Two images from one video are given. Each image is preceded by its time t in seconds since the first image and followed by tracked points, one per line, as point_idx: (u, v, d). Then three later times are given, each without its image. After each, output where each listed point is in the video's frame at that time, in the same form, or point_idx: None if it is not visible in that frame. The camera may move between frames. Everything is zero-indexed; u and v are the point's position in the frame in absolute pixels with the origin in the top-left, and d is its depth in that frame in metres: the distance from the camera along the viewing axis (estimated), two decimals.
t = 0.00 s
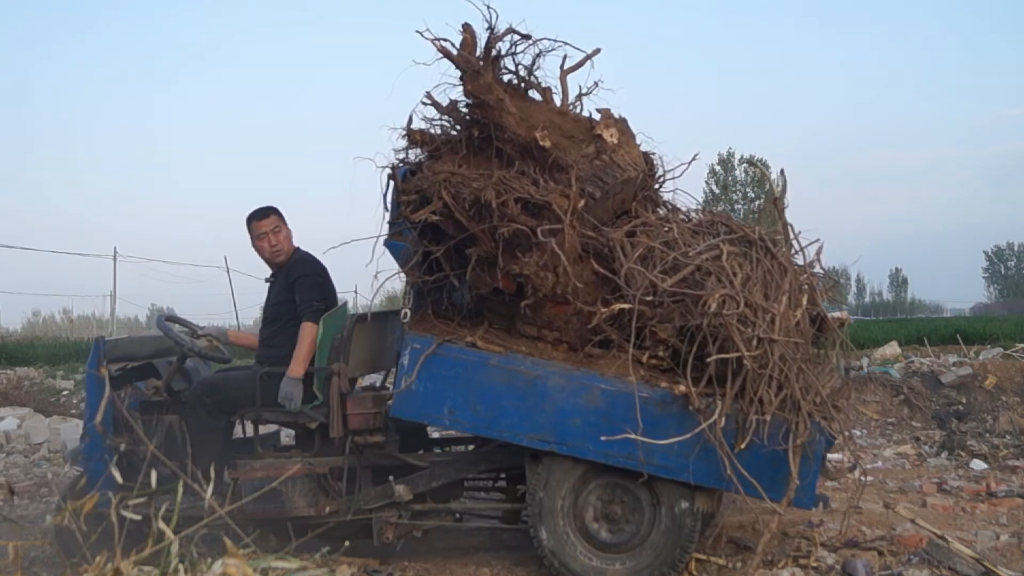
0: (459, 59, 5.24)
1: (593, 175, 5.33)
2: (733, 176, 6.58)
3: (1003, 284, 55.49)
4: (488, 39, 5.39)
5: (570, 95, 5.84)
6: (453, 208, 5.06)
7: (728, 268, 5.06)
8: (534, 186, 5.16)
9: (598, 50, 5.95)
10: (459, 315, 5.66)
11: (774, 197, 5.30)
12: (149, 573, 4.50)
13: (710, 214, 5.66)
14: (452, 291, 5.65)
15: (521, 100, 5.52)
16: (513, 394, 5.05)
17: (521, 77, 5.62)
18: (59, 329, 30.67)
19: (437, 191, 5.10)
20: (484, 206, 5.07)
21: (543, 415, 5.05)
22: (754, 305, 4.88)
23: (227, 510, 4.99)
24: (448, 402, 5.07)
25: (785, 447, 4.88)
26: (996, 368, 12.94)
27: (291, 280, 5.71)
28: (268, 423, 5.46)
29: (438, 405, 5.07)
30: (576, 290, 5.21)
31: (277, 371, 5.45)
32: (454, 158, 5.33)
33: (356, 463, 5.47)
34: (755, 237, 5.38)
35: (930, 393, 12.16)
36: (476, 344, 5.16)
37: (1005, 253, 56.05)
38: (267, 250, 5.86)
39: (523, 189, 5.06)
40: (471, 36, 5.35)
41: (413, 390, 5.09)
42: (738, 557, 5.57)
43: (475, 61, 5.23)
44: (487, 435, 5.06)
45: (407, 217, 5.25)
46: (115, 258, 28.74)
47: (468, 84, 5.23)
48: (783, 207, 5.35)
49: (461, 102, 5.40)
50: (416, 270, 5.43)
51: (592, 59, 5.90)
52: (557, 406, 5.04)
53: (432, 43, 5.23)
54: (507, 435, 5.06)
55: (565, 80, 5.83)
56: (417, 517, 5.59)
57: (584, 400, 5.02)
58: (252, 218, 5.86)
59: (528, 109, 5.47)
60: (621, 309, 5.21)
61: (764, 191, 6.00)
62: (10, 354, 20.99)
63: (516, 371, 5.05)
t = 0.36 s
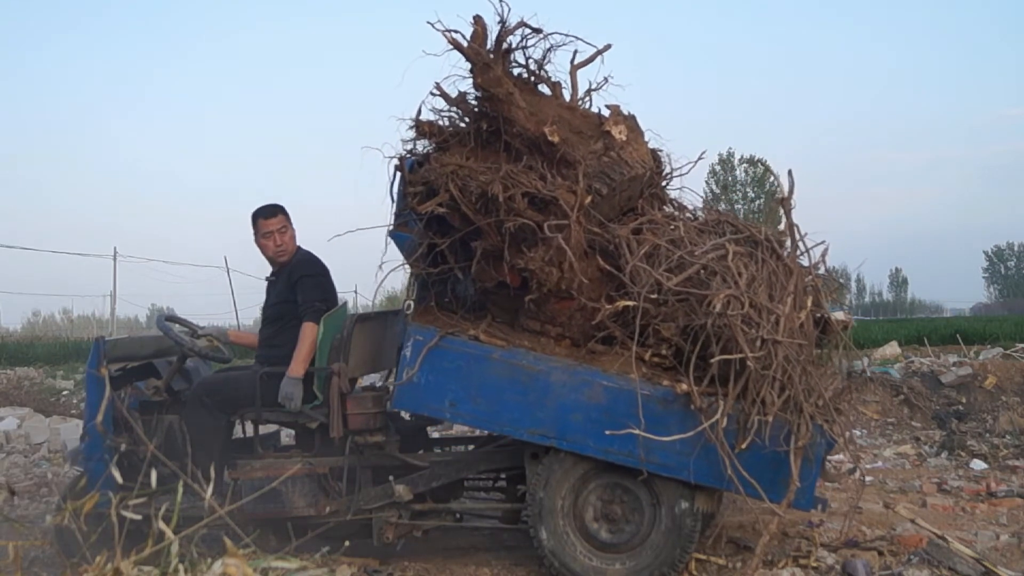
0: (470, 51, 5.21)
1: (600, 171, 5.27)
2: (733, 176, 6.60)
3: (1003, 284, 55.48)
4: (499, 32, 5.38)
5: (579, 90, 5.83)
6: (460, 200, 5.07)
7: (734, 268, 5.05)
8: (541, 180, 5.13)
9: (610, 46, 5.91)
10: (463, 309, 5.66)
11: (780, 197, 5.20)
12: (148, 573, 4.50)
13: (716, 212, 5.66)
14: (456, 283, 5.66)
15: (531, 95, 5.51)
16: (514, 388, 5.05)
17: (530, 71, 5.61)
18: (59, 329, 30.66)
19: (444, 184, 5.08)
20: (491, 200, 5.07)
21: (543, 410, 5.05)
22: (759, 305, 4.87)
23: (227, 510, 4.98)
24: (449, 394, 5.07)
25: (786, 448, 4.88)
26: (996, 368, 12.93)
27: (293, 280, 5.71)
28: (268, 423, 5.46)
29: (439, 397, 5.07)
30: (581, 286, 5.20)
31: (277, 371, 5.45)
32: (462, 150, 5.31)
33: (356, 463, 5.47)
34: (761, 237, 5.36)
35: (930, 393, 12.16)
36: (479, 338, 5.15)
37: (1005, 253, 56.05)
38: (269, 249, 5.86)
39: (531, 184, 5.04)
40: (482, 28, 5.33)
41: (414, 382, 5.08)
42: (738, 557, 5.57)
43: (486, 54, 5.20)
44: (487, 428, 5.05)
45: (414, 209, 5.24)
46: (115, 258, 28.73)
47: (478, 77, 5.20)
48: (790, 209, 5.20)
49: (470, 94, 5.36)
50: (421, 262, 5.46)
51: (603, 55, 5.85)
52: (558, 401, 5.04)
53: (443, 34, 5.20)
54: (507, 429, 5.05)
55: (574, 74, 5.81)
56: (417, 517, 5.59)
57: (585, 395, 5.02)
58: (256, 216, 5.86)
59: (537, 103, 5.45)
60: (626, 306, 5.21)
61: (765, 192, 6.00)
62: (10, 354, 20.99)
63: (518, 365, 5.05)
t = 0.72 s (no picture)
0: (480, 44, 5.20)
1: (608, 167, 5.30)
2: (732, 176, 6.61)
3: (1003, 284, 55.47)
4: (510, 25, 5.37)
5: (589, 86, 5.80)
6: (467, 192, 5.11)
7: (739, 268, 5.04)
8: (548, 175, 5.17)
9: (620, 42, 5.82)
10: (466, 301, 5.64)
11: (787, 198, 5.19)
12: (148, 573, 4.50)
13: (722, 212, 5.65)
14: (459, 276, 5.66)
15: (540, 89, 5.48)
16: (516, 382, 5.05)
17: (541, 66, 5.60)
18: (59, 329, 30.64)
19: (451, 175, 5.15)
20: (497, 193, 5.10)
21: (544, 405, 5.05)
22: (764, 306, 4.87)
23: (228, 510, 4.98)
24: (451, 386, 5.07)
25: (787, 449, 4.88)
26: (996, 368, 12.92)
27: (294, 280, 5.72)
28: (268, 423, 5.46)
29: (440, 389, 5.08)
30: (586, 281, 5.21)
31: (277, 371, 5.45)
32: (471, 142, 5.33)
33: (356, 463, 5.47)
34: (767, 237, 5.33)
35: (930, 393, 12.15)
36: (482, 331, 5.15)
37: (1005, 253, 56.05)
38: (270, 247, 5.85)
39: (538, 178, 5.08)
40: (493, 20, 5.33)
41: (416, 373, 5.09)
42: (738, 557, 5.57)
43: (496, 48, 5.19)
44: (486, 421, 5.05)
45: (420, 199, 5.30)
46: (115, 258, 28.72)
47: (488, 70, 5.19)
48: (797, 211, 5.21)
49: (479, 87, 5.36)
50: (425, 254, 5.43)
51: (615, 50, 5.80)
52: (559, 396, 5.04)
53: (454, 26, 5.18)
54: (508, 423, 5.05)
55: (585, 70, 5.80)
56: (417, 517, 5.59)
57: (586, 391, 5.02)
58: (259, 214, 5.87)
59: (547, 98, 5.42)
60: (630, 303, 5.23)
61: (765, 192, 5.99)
62: (10, 354, 20.99)
63: (520, 359, 5.05)
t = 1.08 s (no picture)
0: (492, 36, 5.25)
1: (616, 164, 5.32)
2: (732, 175, 6.59)
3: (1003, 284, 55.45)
4: (522, 18, 5.40)
5: (599, 81, 5.81)
6: (474, 184, 5.11)
7: (745, 269, 5.01)
8: (556, 169, 5.17)
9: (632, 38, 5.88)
10: (470, 293, 5.65)
11: (796, 199, 5.18)
12: (148, 573, 4.50)
13: (729, 210, 5.64)
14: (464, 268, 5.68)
15: (550, 84, 5.48)
16: (517, 376, 5.05)
17: (552, 60, 5.62)
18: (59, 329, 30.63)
19: (459, 167, 5.15)
20: (505, 186, 5.12)
21: (545, 400, 5.04)
22: (769, 308, 4.85)
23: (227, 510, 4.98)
24: (452, 378, 5.07)
25: (787, 451, 4.88)
26: (996, 368, 12.92)
27: (295, 281, 5.72)
28: (268, 423, 5.47)
29: (442, 380, 5.08)
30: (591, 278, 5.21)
31: (277, 371, 5.45)
32: (479, 135, 5.36)
33: (356, 463, 5.47)
34: (772, 237, 5.31)
35: (930, 393, 12.15)
36: (485, 324, 5.15)
37: (1005, 253, 56.05)
38: (270, 246, 5.85)
39: (545, 172, 5.09)
40: (505, 12, 5.36)
41: (418, 364, 5.09)
42: (738, 557, 5.58)
43: (508, 40, 5.24)
44: (487, 413, 5.05)
45: (427, 190, 5.29)
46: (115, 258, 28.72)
47: (499, 63, 5.23)
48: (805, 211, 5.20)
49: (488, 79, 5.41)
50: (431, 245, 5.43)
51: (626, 47, 5.84)
52: (560, 391, 5.04)
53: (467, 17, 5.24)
54: (508, 417, 5.05)
55: (596, 66, 5.81)
56: (417, 517, 5.58)
57: (588, 387, 5.02)
58: (260, 213, 5.87)
59: (557, 93, 5.42)
60: (635, 301, 5.23)
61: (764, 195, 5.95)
62: (10, 354, 20.99)
63: (522, 353, 5.05)
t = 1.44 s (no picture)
0: (504, 28, 5.30)
1: (625, 160, 5.31)
2: (732, 174, 6.59)
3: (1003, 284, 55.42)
4: (535, 12, 5.40)
5: (610, 77, 5.80)
6: (482, 176, 5.14)
7: (751, 270, 4.99)
8: (564, 164, 5.20)
9: (643, 34, 5.90)
10: (474, 285, 5.67)
11: (804, 200, 5.16)
12: (148, 573, 4.50)
13: (738, 210, 5.61)
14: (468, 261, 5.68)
15: (561, 78, 5.51)
16: (519, 369, 5.05)
17: (563, 54, 5.63)
18: (59, 329, 30.63)
19: (468, 159, 5.19)
20: (512, 179, 5.15)
21: (547, 394, 5.04)
22: (775, 310, 4.82)
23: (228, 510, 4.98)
24: (454, 370, 5.08)
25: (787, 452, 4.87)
26: (996, 368, 12.91)
27: (295, 281, 5.73)
28: (268, 423, 5.47)
29: (444, 372, 5.09)
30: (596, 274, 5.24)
31: (277, 371, 5.45)
32: (489, 127, 5.39)
33: (356, 463, 5.47)
34: (778, 237, 5.28)
35: (930, 393, 12.15)
36: (489, 317, 5.15)
37: (1005, 253, 56.07)
38: (271, 246, 5.85)
39: (553, 167, 5.11)
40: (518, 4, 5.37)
41: (420, 356, 5.09)
42: (738, 557, 5.58)
43: (520, 34, 5.26)
44: (487, 406, 5.06)
45: (435, 180, 5.33)
46: (115, 258, 28.71)
47: (511, 56, 5.28)
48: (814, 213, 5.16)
49: (499, 71, 5.42)
50: (437, 236, 5.47)
51: (637, 43, 5.84)
52: (562, 386, 5.04)
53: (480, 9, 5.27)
54: (509, 410, 5.06)
55: (607, 61, 5.80)
56: (417, 517, 5.58)
57: (589, 382, 5.02)
58: (261, 212, 5.87)
59: (568, 87, 5.47)
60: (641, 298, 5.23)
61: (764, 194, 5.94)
62: (10, 355, 21.00)
63: (525, 347, 5.05)
